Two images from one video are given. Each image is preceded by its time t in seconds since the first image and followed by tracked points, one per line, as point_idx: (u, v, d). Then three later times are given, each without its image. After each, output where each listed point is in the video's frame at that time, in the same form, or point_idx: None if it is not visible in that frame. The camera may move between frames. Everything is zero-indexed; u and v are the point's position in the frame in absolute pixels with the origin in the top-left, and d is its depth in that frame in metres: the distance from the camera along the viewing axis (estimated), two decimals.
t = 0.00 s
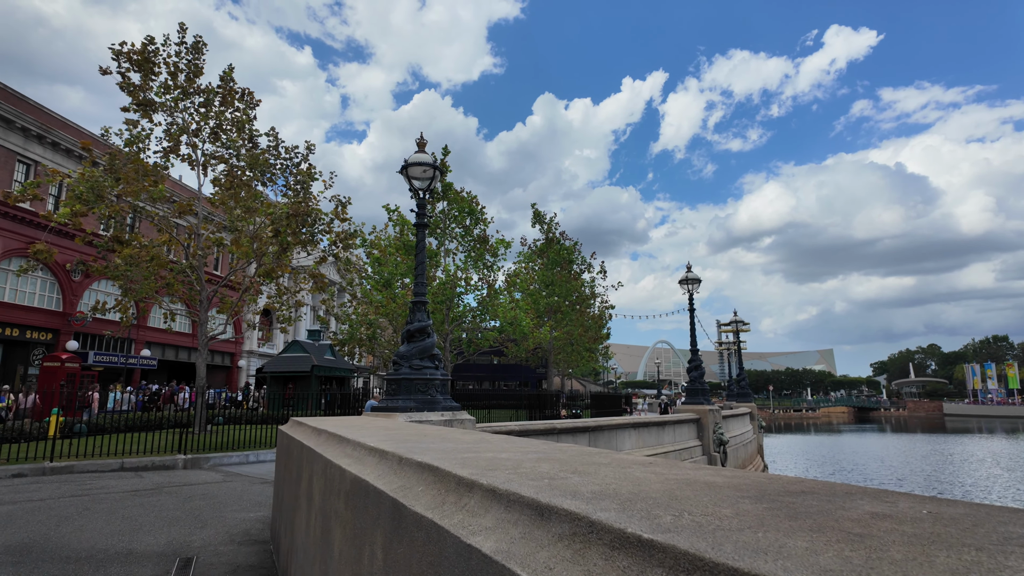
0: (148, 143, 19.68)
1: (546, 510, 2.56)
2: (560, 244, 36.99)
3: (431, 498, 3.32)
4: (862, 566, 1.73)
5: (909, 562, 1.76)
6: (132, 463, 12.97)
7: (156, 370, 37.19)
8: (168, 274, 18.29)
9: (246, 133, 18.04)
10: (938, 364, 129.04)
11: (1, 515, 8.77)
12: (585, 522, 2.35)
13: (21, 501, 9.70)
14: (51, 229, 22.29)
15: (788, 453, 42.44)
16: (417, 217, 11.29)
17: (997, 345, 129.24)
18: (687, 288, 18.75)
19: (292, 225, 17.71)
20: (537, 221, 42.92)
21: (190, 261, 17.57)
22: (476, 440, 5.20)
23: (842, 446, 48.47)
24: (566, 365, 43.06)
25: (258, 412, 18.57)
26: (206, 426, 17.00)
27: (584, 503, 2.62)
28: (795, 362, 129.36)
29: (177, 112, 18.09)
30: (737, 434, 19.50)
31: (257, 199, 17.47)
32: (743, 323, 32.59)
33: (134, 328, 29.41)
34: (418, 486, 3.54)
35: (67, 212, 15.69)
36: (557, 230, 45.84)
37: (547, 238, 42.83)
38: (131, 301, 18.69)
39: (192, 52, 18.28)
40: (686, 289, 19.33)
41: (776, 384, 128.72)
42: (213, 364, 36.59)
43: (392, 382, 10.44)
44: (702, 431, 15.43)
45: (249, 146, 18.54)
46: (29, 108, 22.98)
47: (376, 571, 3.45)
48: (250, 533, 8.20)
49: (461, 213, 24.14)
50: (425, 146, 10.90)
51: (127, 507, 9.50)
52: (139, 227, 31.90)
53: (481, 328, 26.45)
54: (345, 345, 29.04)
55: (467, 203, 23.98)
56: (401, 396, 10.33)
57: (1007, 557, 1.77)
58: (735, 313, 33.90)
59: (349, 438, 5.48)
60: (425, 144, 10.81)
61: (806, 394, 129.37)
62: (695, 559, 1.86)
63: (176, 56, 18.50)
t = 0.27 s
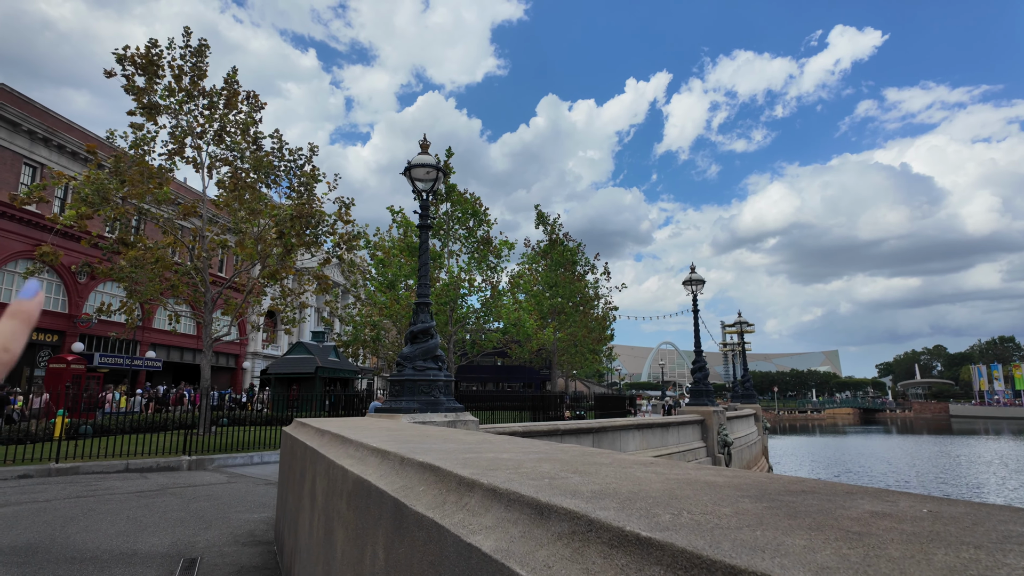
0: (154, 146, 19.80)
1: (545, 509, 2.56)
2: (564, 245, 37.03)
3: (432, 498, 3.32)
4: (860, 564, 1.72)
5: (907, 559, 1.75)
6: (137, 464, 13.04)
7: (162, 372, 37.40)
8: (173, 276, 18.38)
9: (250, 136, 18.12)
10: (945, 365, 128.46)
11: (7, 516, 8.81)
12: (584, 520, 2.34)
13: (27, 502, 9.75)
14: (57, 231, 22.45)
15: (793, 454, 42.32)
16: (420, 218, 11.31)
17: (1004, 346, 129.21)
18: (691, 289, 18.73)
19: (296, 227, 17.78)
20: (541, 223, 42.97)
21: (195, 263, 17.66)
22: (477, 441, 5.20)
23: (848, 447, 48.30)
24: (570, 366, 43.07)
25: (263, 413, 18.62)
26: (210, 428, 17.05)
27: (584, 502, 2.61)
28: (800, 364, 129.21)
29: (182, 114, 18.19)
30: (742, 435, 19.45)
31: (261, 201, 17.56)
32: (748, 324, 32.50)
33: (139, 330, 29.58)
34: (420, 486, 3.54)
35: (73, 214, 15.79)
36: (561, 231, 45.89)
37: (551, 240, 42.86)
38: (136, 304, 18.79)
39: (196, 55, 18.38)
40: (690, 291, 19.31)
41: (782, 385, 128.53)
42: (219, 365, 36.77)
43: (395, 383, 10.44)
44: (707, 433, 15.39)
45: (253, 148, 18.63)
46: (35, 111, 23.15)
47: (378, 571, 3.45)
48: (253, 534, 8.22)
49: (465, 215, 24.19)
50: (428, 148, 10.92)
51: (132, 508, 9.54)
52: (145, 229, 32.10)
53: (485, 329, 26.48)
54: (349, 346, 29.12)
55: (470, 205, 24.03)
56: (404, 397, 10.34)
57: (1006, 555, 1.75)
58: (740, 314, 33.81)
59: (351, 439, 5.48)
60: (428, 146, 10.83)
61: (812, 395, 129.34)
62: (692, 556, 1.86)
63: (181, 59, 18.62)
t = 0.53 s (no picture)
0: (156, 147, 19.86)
1: (545, 507, 2.55)
2: (566, 245, 37.05)
3: (431, 496, 3.31)
4: (864, 562, 1.69)
5: (911, 557, 1.72)
6: (139, 464, 13.06)
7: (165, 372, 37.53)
8: (176, 277, 18.43)
9: (252, 136, 18.17)
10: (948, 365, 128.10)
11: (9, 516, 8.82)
12: (584, 518, 2.33)
13: (29, 502, 9.77)
14: (60, 232, 22.54)
15: (795, 454, 42.26)
16: (421, 218, 11.31)
17: (1007, 346, 129.28)
18: (693, 289, 18.71)
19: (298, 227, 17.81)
20: (543, 223, 43.02)
21: (197, 264, 17.71)
22: (479, 440, 5.19)
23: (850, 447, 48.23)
24: (572, 366, 43.08)
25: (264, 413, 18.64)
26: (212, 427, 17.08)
27: (585, 500, 2.60)
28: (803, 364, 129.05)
29: (184, 115, 18.24)
30: (744, 435, 19.43)
31: (263, 201, 17.60)
32: (750, 324, 32.47)
33: (142, 330, 29.67)
34: (420, 485, 3.53)
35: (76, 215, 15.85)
36: (563, 231, 45.94)
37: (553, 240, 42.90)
38: (139, 304, 18.84)
39: (198, 56, 18.43)
40: (692, 290, 19.30)
41: (784, 385, 128.54)
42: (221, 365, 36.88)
43: (396, 383, 10.42)
44: (709, 433, 15.37)
45: (255, 149, 18.67)
46: (38, 112, 23.24)
47: (377, 569, 3.44)
48: (255, 533, 8.22)
49: (466, 215, 24.20)
50: (430, 147, 10.94)
51: (134, 508, 9.55)
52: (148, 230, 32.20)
53: (487, 329, 26.49)
54: (351, 346, 29.18)
55: (472, 205, 24.04)
56: (406, 397, 10.34)
57: (1013, 553, 1.73)
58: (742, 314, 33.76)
59: (353, 438, 5.48)
60: (429, 145, 10.84)
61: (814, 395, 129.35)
62: (692, 554, 1.85)
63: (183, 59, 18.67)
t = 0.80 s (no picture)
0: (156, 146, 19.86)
1: (539, 506, 2.54)
2: (566, 245, 37.06)
3: (427, 496, 3.30)
4: (860, 559, 1.68)
5: (906, 554, 1.71)
6: (139, 464, 13.06)
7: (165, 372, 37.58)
8: (176, 276, 18.44)
9: (252, 136, 18.18)
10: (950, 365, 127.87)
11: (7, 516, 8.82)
12: (578, 518, 2.32)
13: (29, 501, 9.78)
14: (60, 232, 22.56)
15: (796, 454, 42.22)
16: (421, 217, 11.31)
17: (1009, 347, 129.24)
18: (693, 289, 18.71)
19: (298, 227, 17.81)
20: (544, 223, 43.05)
21: (197, 263, 17.73)
22: (477, 439, 5.18)
23: (851, 447, 48.18)
24: (572, 365, 43.09)
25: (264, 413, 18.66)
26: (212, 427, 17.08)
27: (579, 500, 2.59)
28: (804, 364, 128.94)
29: (184, 114, 18.25)
30: (745, 435, 19.43)
31: (264, 201, 17.62)
32: (751, 324, 32.44)
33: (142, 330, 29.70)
34: (416, 485, 3.52)
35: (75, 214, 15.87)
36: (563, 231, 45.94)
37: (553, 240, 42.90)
38: (139, 303, 18.86)
39: (198, 56, 18.44)
40: (693, 290, 19.30)
41: (785, 385, 128.46)
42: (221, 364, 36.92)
43: (396, 382, 10.41)
44: (709, 433, 15.37)
45: (255, 148, 18.68)
46: (38, 112, 23.28)
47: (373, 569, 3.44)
48: (254, 533, 8.22)
49: (466, 215, 24.20)
50: (429, 147, 10.94)
51: (132, 507, 9.55)
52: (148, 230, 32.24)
53: (487, 329, 26.48)
54: (351, 346, 29.21)
55: (472, 204, 24.04)
56: (406, 396, 10.33)
57: (1010, 553, 1.71)
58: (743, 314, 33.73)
59: (351, 438, 5.48)
60: (429, 145, 10.85)
61: (815, 395, 129.30)
62: (685, 553, 1.84)
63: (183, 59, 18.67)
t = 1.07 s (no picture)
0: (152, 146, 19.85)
1: (527, 511, 2.53)
2: (563, 245, 37.06)
3: (417, 499, 3.30)
4: (841, 568, 1.57)
5: (894, 565, 1.58)
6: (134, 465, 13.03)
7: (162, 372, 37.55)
8: (171, 276, 18.40)
9: (248, 135, 18.15)
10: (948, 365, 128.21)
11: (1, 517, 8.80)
12: (565, 523, 2.31)
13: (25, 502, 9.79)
14: (56, 231, 22.55)
15: (793, 454, 42.22)
16: (417, 217, 11.30)
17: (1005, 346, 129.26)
18: (689, 289, 18.72)
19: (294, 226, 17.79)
20: (541, 222, 43.08)
21: (193, 263, 17.71)
22: (469, 441, 5.17)
23: (848, 448, 48.21)
24: (569, 365, 43.12)
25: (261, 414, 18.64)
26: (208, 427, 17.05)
27: (567, 504, 2.57)
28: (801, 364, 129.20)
29: (180, 114, 18.22)
30: (741, 435, 19.48)
31: (260, 201, 17.58)
32: (747, 323, 32.47)
33: (138, 330, 29.69)
34: (407, 487, 3.52)
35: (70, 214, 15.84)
36: (560, 231, 45.94)
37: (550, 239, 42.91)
38: (135, 303, 18.84)
39: (194, 55, 18.42)
40: (689, 290, 19.30)
41: (782, 386, 128.70)
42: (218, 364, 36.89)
43: (392, 383, 10.40)
44: (705, 433, 15.38)
45: (252, 148, 18.65)
46: (34, 112, 23.27)
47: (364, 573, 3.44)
48: (249, 534, 8.21)
49: (464, 215, 24.18)
50: (425, 147, 10.93)
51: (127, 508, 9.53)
52: (145, 230, 32.22)
53: (484, 329, 26.48)
54: (348, 346, 29.22)
55: (469, 204, 24.01)
56: (402, 397, 10.31)
57: (999, 560, 1.58)
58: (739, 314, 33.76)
59: (343, 439, 5.46)
60: (425, 144, 10.83)
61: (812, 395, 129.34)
62: (670, 560, 1.79)
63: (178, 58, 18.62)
